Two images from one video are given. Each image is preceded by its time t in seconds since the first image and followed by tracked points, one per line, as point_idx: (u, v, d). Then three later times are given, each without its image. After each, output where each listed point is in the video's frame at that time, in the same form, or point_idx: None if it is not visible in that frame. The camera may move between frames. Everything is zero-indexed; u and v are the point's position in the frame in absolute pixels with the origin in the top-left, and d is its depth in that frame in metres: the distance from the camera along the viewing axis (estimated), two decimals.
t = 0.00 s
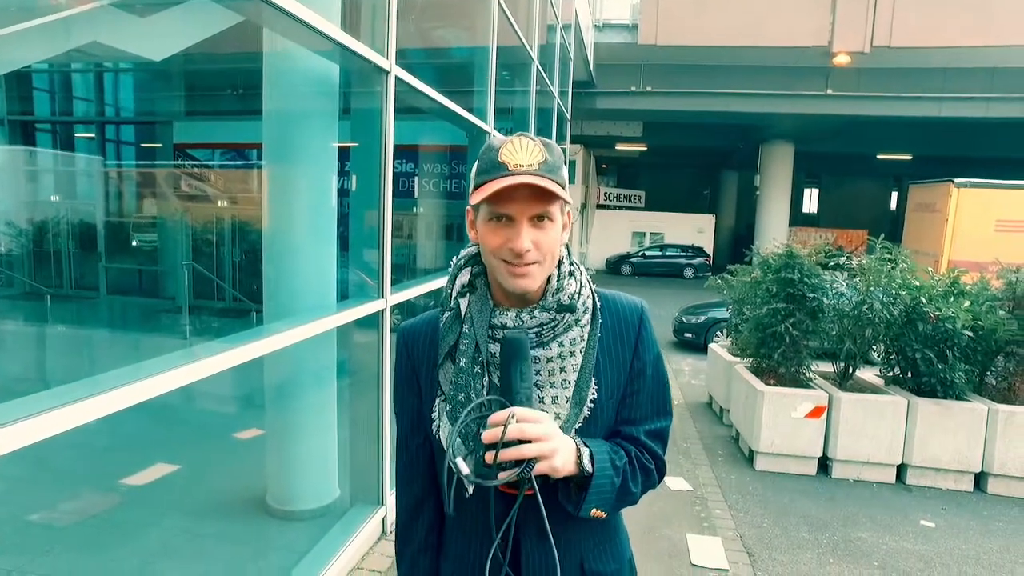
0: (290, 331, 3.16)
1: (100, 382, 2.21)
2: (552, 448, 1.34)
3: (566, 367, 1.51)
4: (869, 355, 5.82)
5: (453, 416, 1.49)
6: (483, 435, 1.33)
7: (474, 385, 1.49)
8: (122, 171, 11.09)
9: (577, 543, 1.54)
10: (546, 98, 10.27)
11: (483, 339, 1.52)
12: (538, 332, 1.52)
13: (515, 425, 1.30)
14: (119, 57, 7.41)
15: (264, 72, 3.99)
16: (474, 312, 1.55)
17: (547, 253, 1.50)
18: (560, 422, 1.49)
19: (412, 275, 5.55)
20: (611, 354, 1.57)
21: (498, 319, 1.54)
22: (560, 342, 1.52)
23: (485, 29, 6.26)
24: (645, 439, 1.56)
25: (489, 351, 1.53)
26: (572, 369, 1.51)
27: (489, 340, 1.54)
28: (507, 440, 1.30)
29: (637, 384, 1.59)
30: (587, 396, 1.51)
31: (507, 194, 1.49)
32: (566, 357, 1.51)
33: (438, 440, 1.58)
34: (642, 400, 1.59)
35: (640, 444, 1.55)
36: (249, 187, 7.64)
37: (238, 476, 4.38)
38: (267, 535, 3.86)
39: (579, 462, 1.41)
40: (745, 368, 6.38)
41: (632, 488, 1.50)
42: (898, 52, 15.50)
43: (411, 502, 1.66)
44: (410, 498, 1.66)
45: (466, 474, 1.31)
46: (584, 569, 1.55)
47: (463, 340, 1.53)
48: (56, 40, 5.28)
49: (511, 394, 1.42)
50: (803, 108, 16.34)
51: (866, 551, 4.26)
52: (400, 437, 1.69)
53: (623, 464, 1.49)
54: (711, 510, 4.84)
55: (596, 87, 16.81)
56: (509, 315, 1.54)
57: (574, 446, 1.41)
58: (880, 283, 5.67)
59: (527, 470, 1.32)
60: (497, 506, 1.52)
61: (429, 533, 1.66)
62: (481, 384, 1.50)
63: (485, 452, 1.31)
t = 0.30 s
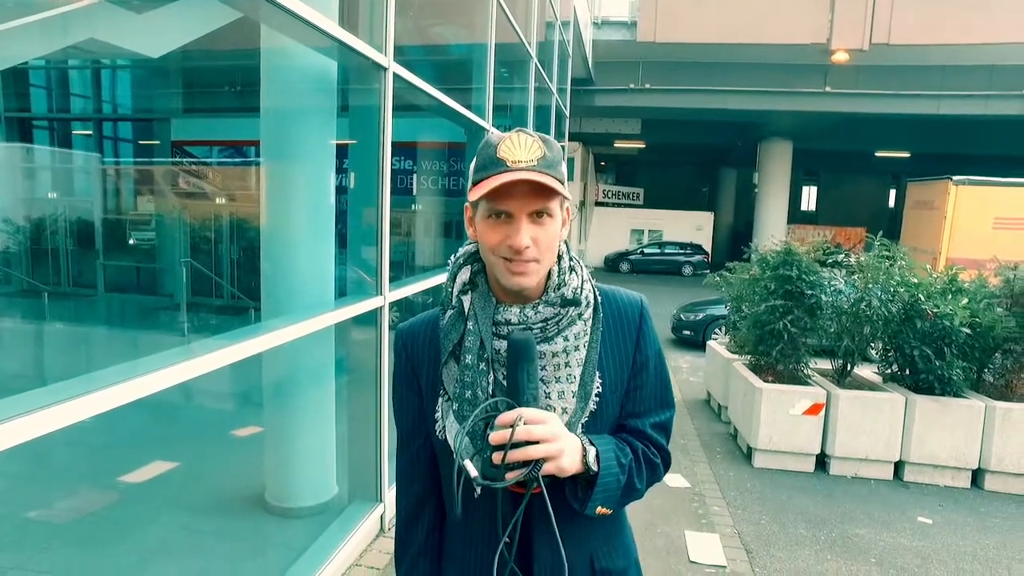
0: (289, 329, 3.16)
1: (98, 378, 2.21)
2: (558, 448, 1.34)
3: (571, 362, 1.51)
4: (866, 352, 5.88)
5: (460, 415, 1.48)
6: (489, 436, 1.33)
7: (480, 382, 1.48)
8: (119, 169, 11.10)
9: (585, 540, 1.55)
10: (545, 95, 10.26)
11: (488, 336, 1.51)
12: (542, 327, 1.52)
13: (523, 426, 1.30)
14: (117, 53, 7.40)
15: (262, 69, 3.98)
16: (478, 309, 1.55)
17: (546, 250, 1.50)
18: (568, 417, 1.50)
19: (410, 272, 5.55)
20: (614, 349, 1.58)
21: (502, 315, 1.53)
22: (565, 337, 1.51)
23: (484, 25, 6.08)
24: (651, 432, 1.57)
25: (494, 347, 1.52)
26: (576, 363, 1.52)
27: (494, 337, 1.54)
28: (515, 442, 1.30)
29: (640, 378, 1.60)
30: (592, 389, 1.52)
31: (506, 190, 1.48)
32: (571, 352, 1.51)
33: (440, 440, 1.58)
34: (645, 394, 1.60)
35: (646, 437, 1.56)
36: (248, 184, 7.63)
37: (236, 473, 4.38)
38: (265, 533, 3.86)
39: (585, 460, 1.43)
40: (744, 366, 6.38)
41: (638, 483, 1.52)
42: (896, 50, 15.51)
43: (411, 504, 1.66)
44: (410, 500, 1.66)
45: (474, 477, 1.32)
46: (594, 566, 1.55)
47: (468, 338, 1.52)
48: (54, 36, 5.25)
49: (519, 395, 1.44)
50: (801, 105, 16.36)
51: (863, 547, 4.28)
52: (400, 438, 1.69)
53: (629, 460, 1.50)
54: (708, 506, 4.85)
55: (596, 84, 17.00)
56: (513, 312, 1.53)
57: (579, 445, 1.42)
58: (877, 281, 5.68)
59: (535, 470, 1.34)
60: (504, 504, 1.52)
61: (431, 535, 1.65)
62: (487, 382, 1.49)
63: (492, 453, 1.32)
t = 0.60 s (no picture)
0: (288, 326, 3.16)
1: (95, 377, 2.20)
2: (556, 451, 1.36)
3: (572, 352, 1.51)
4: (865, 350, 5.91)
5: (468, 404, 1.46)
6: (488, 440, 1.34)
7: (486, 368, 1.47)
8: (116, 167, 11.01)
9: (584, 538, 1.53)
10: (543, 92, 10.24)
11: (492, 324, 1.51)
12: (544, 316, 1.51)
13: (521, 430, 1.32)
14: (113, 51, 7.37)
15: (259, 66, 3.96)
16: (482, 298, 1.54)
17: (545, 234, 1.52)
18: (571, 406, 1.49)
19: (409, 270, 5.54)
20: (609, 343, 1.58)
21: (506, 304, 1.52)
22: (566, 326, 1.51)
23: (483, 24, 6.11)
24: (650, 427, 1.56)
25: (498, 337, 1.50)
26: (576, 354, 1.51)
27: (497, 327, 1.52)
28: (513, 446, 1.32)
29: (635, 371, 1.60)
30: (592, 380, 1.52)
31: (508, 172, 1.50)
32: (571, 342, 1.51)
33: (438, 435, 1.58)
34: (639, 390, 1.59)
35: (645, 431, 1.55)
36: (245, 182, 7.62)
37: (234, 472, 4.37)
38: (263, 531, 3.86)
39: (582, 460, 1.43)
40: (742, 363, 6.39)
41: (632, 486, 1.49)
42: (895, 48, 15.51)
43: (407, 505, 1.65)
44: (406, 501, 1.66)
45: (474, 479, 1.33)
46: (600, 565, 1.54)
47: (473, 325, 1.51)
48: (52, 34, 5.20)
49: (517, 400, 1.43)
50: (799, 103, 16.34)
51: (861, 545, 4.28)
52: (395, 439, 1.67)
53: (627, 455, 1.49)
54: (706, 504, 4.85)
55: (593, 82, 16.86)
56: (516, 301, 1.52)
57: (576, 444, 1.43)
58: (876, 279, 5.69)
59: (533, 473, 1.34)
60: (507, 500, 1.50)
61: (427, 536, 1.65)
62: (493, 369, 1.48)
63: (491, 458, 1.33)
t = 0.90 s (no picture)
0: (284, 323, 3.14)
1: (93, 374, 2.20)
2: (533, 446, 1.37)
3: (546, 347, 1.51)
4: (863, 348, 5.93)
5: (441, 393, 1.44)
6: (466, 434, 1.35)
7: (463, 359, 1.45)
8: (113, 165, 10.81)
9: (552, 533, 1.55)
10: (541, 90, 10.24)
11: (471, 317, 1.49)
12: (521, 311, 1.50)
13: (501, 426, 1.33)
14: (112, 48, 7.35)
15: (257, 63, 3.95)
16: (461, 291, 1.52)
17: (523, 228, 1.54)
18: (544, 400, 1.49)
19: (408, 268, 5.54)
20: (580, 342, 1.59)
21: (485, 298, 1.51)
22: (542, 322, 1.51)
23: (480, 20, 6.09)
24: (617, 425, 1.58)
25: (477, 329, 1.48)
26: (550, 350, 1.51)
27: (476, 320, 1.50)
28: (492, 441, 1.33)
29: (604, 370, 1.62)
30: (563, 377, 1.52)
31: (487, 166, 1.52)
32: (545, 338, 1.51)
33: (415, 428, 1.54)
34: (607, 388, 1.61)
35: (611, 428, 1.57)
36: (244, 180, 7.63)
37: (233, 469, 4.38)
38: (262, 528, 3.86)
39: (555, 457, 1.44)
40: (740, 360, 6.39)
41: (599, 483, 1.52)
42: (893, 45, 15.52)
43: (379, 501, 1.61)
44: (378, 495, 1.61)
45: (453, 472, 1.33)
46: (567, 558, 1.56)
47: (452, 317, 1.49)
48: (50, 30, 5.19)
49: (497, 396, 1.40)
50: (797, 101, 16.35)
51: (860, 541, 4.30)
52: (368, 433, 1.62)
53: (595, 453, 1.50)
54: (705, 500, 4.86)
55: (592, 80, 16.83)
56: (496, 295, 1.51)
57: (550, 443, 1.44)
58: (875, 276, 5.69)
59: (510, 467, 1.35)
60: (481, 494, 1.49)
61: (399, 531, 1.61)
62: (470, 361, 1.45)
63: (470, 452, 1.34)
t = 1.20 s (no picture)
0: (282, 321, 3.13)
1: (92, 373, 2.19)
2: (507, 446, 1.39)
3: (526, 342, 1.52)
4: (862, 345, 5.93)
5: (422, 384, 1.44)
6: (440, 433, 1.35)
7: (445, 352, 1.45)
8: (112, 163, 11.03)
9: (522, 523, 1.57)
10: (540, 88, 10.23)
11: (453, 310, 1.49)
12: (503, 306, 1.51)
13: (475, 429, 1.34)
14: (110, 46, 7.33)
15: (257, 61, 3.96)
16: (444, 283, 1.52)
17: (506, 223, 1.54)
18: (521, 394, 1.50)
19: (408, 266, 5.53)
20: (560, 337, 1.61)
21: (467, 291, 1.51)
22: (523, 318, 1.52)
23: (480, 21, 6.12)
24: (592, 418, 1.61)
25: (459, 322, 1.49)
26: (530, 345, 1.52)
27: (458, 313, 1.50)
28: (466, 441, 1.34)
29: (582, 363, 1.64)
30: (542, 370, 1.53)
31: (469, 161, 1.51)
32: (525, 333, 1.52)
33: (398, 419, 1.53)
34: (585, 382, 1.64)
35: (585, 421, 1.60)
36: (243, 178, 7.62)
37: (232, 468, 4.37)
38: (262, 526, 3.86)
39: (528, 452, 1.46)
40: (740, 358, 6.39)
41: (571, 475, 1.54)
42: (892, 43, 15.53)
43: (355, 491, 1.58)
44: (355, 487, 1.58)
45: (426, 472, 1.34)
46: (530, 541, 1.57)
47: (434, 309, 1.48)
48: (48, 28, 5.18)
49: (473, 397, 1.41)
50: (796, 99, 16.35)
51: (860, 539, 4.30)
52: (345, 422, 1.59)
53: (569, 447, 1.53)
54: (705, 498, 4.87)
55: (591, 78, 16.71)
56: (478, 289, 1.51)
57: (522, 438, 1.46)
58: (874, 274, 5.69)
59: (483, 465, 1.37)
60: (455, 484, 1.51)
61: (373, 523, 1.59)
62: (452, 353, 1.46)
63: (444, 450, 1.34)
